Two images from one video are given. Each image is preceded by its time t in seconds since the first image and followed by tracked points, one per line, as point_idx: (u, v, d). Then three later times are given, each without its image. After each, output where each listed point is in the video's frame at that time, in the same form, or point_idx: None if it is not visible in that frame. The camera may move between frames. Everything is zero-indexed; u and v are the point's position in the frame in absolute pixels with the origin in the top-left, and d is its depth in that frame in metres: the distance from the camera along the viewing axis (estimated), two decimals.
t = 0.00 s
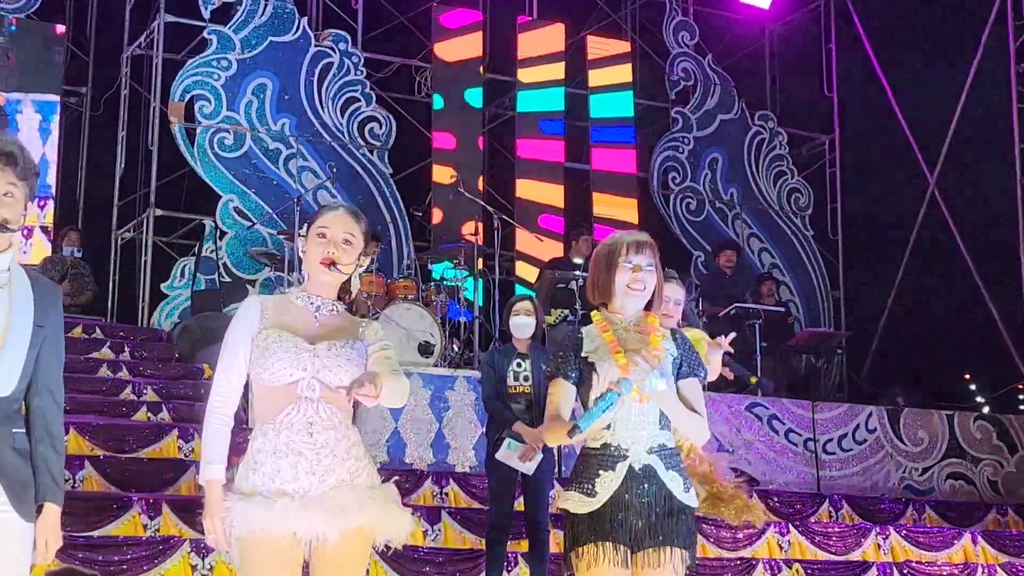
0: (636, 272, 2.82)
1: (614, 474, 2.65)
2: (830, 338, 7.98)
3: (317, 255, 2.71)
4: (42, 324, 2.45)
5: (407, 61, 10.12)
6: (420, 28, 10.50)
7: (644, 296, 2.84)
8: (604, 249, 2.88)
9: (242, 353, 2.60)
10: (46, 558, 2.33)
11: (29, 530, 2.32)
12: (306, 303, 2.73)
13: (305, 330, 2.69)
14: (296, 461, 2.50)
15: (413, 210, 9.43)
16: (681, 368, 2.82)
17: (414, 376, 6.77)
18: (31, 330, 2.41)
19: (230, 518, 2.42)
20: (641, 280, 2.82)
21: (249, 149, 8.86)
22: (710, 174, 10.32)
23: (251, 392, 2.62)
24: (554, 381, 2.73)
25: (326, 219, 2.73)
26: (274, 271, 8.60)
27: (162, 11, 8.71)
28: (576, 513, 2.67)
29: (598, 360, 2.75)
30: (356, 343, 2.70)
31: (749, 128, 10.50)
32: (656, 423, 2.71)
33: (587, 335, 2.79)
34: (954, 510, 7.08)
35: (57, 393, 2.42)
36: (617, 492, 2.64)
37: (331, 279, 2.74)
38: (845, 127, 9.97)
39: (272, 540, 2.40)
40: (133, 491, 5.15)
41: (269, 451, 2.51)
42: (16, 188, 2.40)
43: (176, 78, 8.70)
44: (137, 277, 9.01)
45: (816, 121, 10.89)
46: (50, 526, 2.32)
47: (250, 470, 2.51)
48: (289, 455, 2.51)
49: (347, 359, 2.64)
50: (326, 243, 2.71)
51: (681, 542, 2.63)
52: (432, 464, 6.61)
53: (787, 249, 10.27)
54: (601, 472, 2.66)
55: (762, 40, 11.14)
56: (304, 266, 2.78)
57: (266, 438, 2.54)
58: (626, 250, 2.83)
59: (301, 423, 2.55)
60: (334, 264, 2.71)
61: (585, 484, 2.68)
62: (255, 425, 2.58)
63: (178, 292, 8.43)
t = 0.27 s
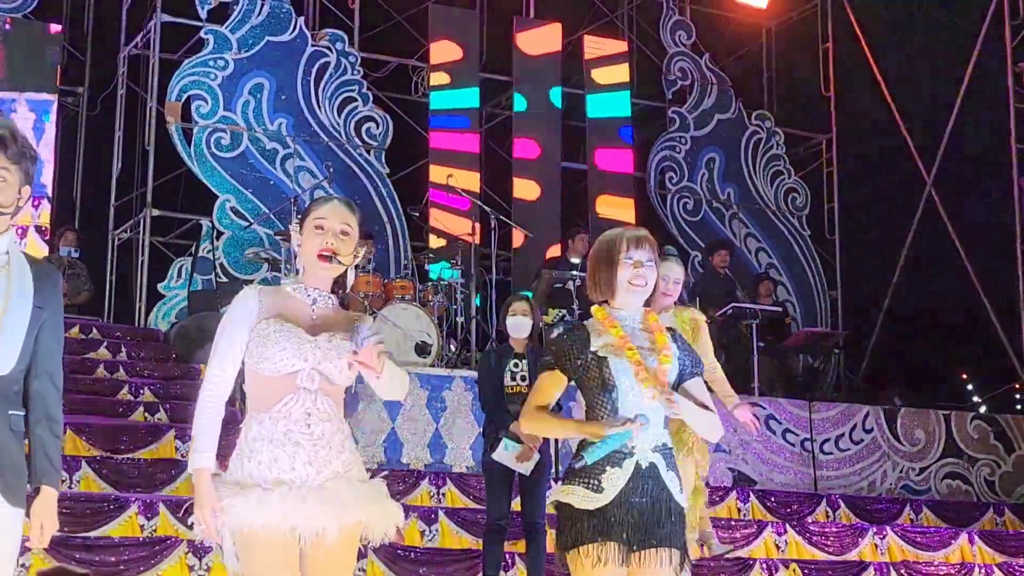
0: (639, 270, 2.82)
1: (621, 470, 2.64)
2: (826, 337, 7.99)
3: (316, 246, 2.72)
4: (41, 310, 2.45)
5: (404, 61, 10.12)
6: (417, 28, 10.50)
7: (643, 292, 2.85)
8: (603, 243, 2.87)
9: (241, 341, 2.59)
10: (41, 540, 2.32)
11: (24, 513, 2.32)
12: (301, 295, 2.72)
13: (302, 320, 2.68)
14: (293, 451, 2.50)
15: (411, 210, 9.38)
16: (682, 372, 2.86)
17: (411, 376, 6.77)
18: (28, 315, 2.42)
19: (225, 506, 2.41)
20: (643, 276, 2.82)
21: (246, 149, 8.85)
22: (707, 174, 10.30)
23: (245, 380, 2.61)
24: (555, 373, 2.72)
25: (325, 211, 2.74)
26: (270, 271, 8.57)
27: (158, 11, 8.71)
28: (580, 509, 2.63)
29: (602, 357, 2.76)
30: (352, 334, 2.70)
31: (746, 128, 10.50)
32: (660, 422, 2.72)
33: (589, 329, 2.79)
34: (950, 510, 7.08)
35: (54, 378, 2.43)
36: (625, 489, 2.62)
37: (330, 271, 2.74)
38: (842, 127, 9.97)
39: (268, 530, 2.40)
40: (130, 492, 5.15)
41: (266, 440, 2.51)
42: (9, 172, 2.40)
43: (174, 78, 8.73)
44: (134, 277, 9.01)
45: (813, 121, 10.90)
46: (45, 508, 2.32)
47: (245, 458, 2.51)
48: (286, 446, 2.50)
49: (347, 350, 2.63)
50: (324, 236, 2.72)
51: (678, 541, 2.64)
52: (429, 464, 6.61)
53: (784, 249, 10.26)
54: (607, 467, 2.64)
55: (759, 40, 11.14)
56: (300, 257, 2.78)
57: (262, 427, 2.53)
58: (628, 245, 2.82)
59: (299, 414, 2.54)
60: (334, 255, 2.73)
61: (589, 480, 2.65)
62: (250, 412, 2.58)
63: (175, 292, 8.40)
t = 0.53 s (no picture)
0: (634, 272, 2.86)
1: (625, 473, 2.71)
2: (824, 337, 7.98)
3: (303, 253, 2.74)
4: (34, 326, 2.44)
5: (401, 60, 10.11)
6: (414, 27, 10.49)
7: (636, 294, 2.90)
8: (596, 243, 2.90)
9: (231, 346, 2.62)
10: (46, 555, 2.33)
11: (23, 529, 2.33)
12: (290, 300, 2.75)
13: (291, 325, 2.71)
14: (285, 459, 2.56)
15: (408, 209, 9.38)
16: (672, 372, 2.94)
17: (408, 376, 6.77)
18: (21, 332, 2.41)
19: (219, 514, 2.47)
20: (636, 279, 2.86)
21: (242, 148, 8.84)
22: (704, 173, 10.31)
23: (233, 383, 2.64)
24: (557, 377, 2.77)
25: (310, 216, 2.77)
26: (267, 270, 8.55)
27: (155, 10, 8.69)
28: (585, 512, 2.69)
29: (604, 358, 2.80)
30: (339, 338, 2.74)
31: (743, 127, 10.49)
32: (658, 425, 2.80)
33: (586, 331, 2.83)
34: (948, 509, 7.08)
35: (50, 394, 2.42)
36: (629, 492, 2.70)
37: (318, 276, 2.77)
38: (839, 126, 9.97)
39: (261, 538, 2.48)
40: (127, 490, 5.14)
41: (257, 448, 2.56)
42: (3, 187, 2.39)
43: (170, 77, 8.69)
44: (131, 276, 9.00)
45: (810, 120, 10.89)
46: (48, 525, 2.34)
47: (237, 465, 2.56)
48: (278, 454, 2.56)
49: (336, 357, 2.68)
50: (311, 241, 2.75)
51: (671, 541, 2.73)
52: (426, 463, 6.61)
53: (781, 249, 10.22)
54: (611, 470, 2.71)
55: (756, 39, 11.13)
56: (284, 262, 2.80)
57: (252, 433, 2.58)
58: (621, 247, 2.86)
59: (290, 421, 2.60)
60: (324, 259, 2.75)
61: (593, 481, 2.71)
62: (237, 417, 2.62)
63: (172, 291, 8.42)
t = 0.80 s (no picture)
0: (632, 269, 2.90)
1: (625, 467, 2.72)
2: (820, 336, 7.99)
3: (280, 246, 2.73)
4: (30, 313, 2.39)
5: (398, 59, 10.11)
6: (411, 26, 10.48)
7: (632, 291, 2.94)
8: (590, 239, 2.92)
9: (215, 329, 2.56)
10: (38, 542, 2.30)
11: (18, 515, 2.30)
12: (269, 290, 2.72)
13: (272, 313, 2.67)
14: (264, 449, 2.52)
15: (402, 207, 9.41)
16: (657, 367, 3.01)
17: (404, 375, 6.77)
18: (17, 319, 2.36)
19: (197, 501, 2.42)
20: (631, 276, 2.91)
21: (239, 147, 8.83)
22: (701, 172, 10.32)
23: (211, 367, 2.59)
24: (568, 374, 2.75)
25: (285, 207, 2.75)
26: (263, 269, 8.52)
27: (151, 9, 8.69)
28: (589, 504, 2.69)
29: (609, 354, 2.82)
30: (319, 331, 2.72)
31: (739, 126, 10.49)
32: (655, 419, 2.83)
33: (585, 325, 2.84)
34: (944, 509, 7.09)
35: (46, 380, 2.38)
36: (631, 484, 2.72)
37: (294, 269, 2.75)
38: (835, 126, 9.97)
39: (238, 528, 2.44)
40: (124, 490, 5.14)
41: (237, 435, 2.52)
42: None
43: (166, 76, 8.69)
44: (128, 276, 9.00)
45: (807, 120, 10.90)
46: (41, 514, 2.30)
47: (213, 450, 2.51)
48: (258, 443, 2.52)
49: (318, 350, 2.66)
50: (287, 234, 2.73)
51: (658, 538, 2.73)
52: (422, 463, 6.61)
53: (778, 249, 10.20)
54: (614, 464, 2.72)
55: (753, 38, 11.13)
56: (258, 254, 2.78)
57: (233, 420, 2.53)
58: (621, 246, 2.90)
59: (272, 412, 2.56)
60: (301, 252, 2.75)
61: (596, 473, 2.72)
62: (214, 402, 2.57)
63: (168, 290, 8.46)
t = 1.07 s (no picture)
0: (631, 272, 2.91)
1: (622, 467, 2.72)
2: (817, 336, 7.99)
3: (260, 245, 2.75)
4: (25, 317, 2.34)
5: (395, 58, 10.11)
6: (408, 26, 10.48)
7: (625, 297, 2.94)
8: (585, 240, 2.91)
9: (204, 327, 2.58)
10: (41, 551, 2.29)
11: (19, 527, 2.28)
12: (253, 290, 2.74)
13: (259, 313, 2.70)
14: (252, 450, 2.54)
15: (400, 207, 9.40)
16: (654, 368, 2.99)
17: (401, 375, 6.77)
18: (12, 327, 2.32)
19: (188, 499, 2.43)
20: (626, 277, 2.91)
21: (235, 147, 8.83)
22: (698, 172, 10.32)
23: (198, 367, 2.60)
24: (554, 373, 2.76)
25: (263, 206, 2.77)
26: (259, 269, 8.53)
27: (148, 9, 8.68)
28: (585, 508, 2.69)
29: (599, 354, 2.80)
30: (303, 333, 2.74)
31: (736, 126, 10.49)
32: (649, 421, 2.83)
33: (575, 325, 2.84)
34: (941, 509, 7.09)
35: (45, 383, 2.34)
36: (628, 485, 2.72)
37: (275, 267, 2.77)
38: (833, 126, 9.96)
39: (226, 528, 2.45)
40: (120, 490, 5.13)
41: (226, 434, 2.53)
42: None
43: (163, 76, 8.69)
44: (125, 275, 9.00)
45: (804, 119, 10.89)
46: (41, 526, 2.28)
47: (202, 449, 2.52)
48: (246, 444, 2.54)
49: (304, 351, 2.69)
50: (267, 233, 2.76)
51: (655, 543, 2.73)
52: (419, 462, 6.61)
53: (775, 249, 10.22)
54: (611, 465, 2.72)
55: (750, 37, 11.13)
56: (236, 254, 2.80)
57: (221, 419, 2.54)
58: (626, 249, 2.91)
59: (260, 412, 2.58)
60: (281, 251, 2.77)
61: (591, 478, 2.71)
62: (201, 401, 2.58)
63: (165, 290, 8.45)
